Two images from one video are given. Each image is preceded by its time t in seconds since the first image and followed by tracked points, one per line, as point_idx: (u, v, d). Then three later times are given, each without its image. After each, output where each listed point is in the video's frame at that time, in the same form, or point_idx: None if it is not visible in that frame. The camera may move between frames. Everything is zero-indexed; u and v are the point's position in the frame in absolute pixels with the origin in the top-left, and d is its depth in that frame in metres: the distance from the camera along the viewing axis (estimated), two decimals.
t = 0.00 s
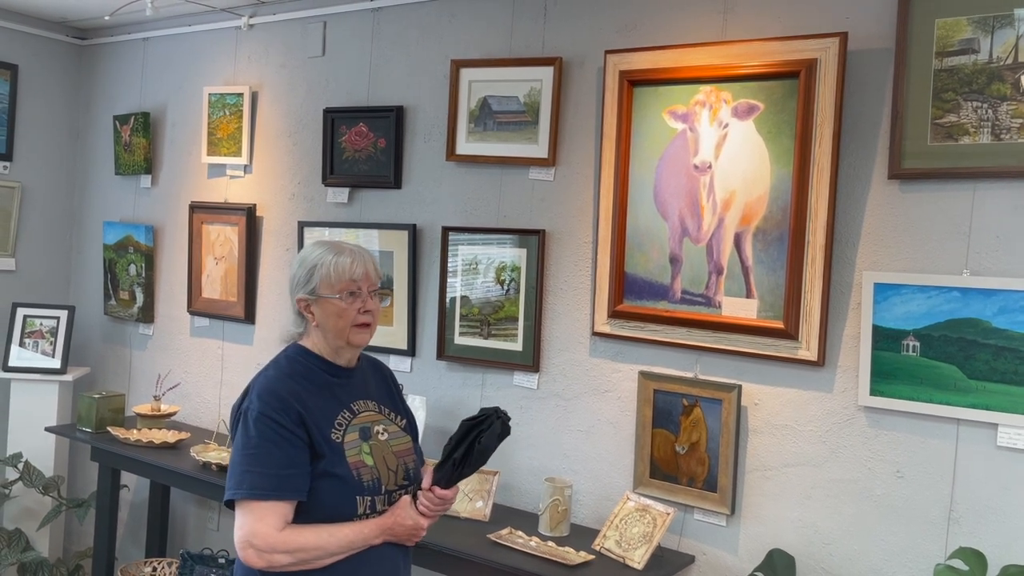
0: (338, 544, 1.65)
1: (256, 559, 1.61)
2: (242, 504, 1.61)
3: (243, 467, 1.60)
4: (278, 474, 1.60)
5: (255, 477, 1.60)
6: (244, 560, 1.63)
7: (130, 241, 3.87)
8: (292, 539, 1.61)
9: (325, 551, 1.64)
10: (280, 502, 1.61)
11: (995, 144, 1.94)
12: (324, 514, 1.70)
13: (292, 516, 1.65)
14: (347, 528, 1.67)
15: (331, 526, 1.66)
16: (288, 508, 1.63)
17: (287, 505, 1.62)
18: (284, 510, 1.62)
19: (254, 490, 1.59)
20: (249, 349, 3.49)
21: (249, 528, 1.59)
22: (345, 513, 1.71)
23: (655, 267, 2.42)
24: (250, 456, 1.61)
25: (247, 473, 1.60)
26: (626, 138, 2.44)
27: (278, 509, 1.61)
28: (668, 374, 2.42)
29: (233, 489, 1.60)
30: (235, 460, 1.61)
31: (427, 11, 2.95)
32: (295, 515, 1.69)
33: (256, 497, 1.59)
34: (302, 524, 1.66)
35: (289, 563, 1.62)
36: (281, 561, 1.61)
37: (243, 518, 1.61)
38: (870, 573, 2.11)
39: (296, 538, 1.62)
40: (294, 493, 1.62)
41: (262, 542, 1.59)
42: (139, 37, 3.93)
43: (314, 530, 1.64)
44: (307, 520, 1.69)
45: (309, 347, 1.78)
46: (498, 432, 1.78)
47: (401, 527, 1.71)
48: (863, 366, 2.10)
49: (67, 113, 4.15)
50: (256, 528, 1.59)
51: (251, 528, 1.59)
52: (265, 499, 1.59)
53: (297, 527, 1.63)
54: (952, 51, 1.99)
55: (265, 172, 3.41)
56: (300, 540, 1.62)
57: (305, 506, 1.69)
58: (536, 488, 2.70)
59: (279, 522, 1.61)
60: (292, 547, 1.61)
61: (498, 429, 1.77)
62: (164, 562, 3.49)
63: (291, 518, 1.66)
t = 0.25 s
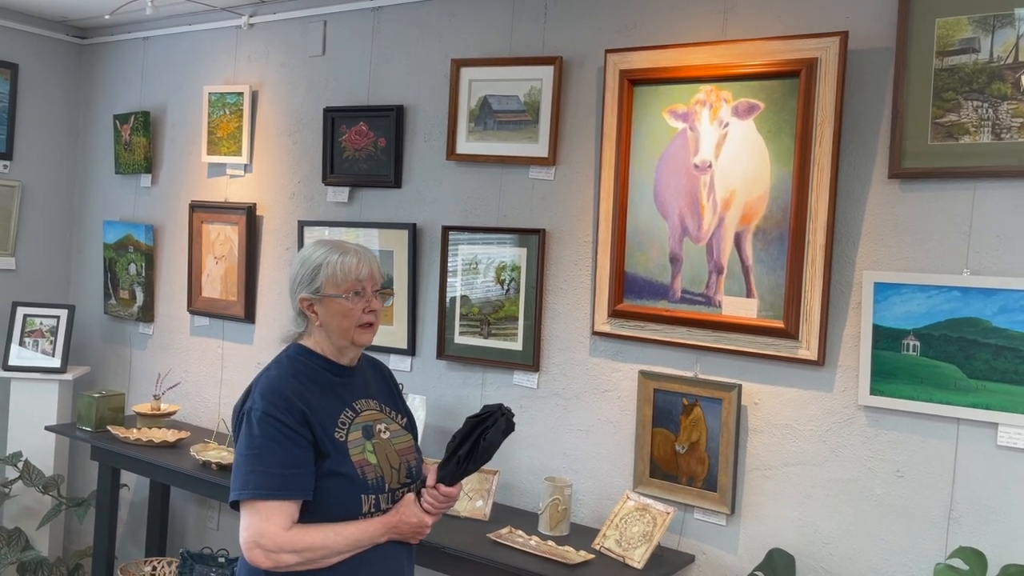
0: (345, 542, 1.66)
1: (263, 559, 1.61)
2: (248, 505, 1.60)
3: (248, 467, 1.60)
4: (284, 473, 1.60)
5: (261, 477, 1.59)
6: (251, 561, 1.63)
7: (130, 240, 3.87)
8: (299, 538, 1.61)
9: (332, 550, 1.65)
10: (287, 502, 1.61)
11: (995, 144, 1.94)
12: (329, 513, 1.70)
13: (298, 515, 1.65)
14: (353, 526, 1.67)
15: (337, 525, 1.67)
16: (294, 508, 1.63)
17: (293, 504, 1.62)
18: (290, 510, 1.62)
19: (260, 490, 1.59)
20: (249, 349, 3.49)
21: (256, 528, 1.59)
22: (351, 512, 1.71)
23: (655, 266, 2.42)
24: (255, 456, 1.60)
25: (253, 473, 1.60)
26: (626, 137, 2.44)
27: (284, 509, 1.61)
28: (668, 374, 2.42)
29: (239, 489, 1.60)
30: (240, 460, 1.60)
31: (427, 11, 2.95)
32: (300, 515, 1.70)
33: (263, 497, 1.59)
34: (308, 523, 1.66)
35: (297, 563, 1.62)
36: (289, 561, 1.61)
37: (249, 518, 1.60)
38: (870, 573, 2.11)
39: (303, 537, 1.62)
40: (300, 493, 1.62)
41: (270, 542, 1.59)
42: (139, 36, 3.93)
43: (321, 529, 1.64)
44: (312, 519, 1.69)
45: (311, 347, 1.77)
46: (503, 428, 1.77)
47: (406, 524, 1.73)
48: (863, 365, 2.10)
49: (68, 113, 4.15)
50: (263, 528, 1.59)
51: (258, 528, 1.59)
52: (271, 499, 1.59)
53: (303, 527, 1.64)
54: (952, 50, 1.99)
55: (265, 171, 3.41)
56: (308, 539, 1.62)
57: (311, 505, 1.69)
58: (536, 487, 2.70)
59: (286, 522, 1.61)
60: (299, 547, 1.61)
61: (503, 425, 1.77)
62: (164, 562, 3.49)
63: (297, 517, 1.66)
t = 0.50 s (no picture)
0: (347, 543, 1.66)
1: (265, 560, 1.60)
2: (249, 506, 1.60)
3: (249, 468, 1.60)
4: (285, 474, 1.60)
5: (262, 478, 1.59)
6: (252, 562, 1.63)
7: (130, 239, 3.87)
8: (301, 538, 1.61)
9: (334, 550, 1.65)
10: (288, 502, 1.60)
11: (995, 144, 1.94)
12: (331, 513, 1.70)
13: (299, 516, 1.65)
14: (355, 527, 1.67)
15: (338, 525, 1.66)
16: (296, 508, 1.62)
17: (295, 505, 1.62)
18: (292, 510, 1.61)
19: (261, 491, 1.58)
20: (248, 348, 3.49)
21: (257, 529, 1.59)
22: (352, 512, 1.71)
23: (655, 266, 2.41)
24: (256, 456, 1.60)
25: (254, 474, 1.59)
26: (626, 137, 2.44)
27: (286, 510, 1.60)
28: (667, 374, 2.42)
29: (240, 490, 1.60)
30: (241, 461, 1.60)
31: (427, 10, 2.95)
32: (301, 515, 1.69)
33: (264, 498, 1.59)
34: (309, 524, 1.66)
35: (298, 563, 1.62)
36: (291, 561, 1.61)
37: (251, 519, 1.60)
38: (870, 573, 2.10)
39: (305, 538, 1.62)
40: (301, 493, 1.62)
41: (271, 543, 1.59)
42: (139, 36, 3.93)
43: (323, 530, 1.64)
44: (313, 519, 1.69)
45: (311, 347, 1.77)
46: (503, 428, 1.78)
47: (407, 524, 1.72)
48: (863, 365, 2.10)
49: (68, 112, 4.15)
50: (264, 529, 1.59)
51: (260, 529, 1.59)
52: (273, 500, 1.59)
53: (305, 527, 1.63)
54: (952, 50, 1.99)
55: (265, 170, 3.41)
56: (309, 540, 1.62)
57: (312, 506, 1.69)
58: (536, 487, 2.70)
59: (288, 523, 1.60)
60: (301, 547, 1.61)
61: (504, 424, 1.77)
62: (164, 561, 3.49)
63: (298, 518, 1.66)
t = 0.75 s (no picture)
0: (346, 542, 1.65)
1: (264, 559, 1.60)
2: (249, 505, 1.60)
3: (249, 467, 1.60)
4: (285, 474, 1.60)
5: (262, 477, 1.59)
6: (252, 561, 1.62)
7: (130, 239, 3.87)
8: (301, 538, 1.61)
9: (334, 550, 1.64)
10: (289, 502, 1.60)
11: (996, 143, 1.94)
12: (331, 513, 1.69)
13: (299, 516, 1.64)
14: (355, 526, 1.67)
15: (338, 524, 1.66)
16: (296, 508, 1.62)
17: (295, 504, 1.62)
18: (292, 510, 1.61)
19: (261, 490, 1.58)
20: (248, 348, 3.49)
21: (257, 528, 1.59)
22: (352, 511, 1.71)
23: (655, 266, 2.41)
24: (257, 456, 1.60)
25: (254, 473, 1.59)
26: (626, 137, 2.44)
27: (286, 509, 1.60)
28: (668, 373, 2.42)
29: (240, 489, 1.59)
30: (241, 460, 1.60)
31: (427, 10, 2.95)
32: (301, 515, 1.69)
33: (264, 497, 1.58)
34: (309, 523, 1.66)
35: (298, 563, 1.62)
36: (291, 561, 1.61)
37: (250, 518, 1.60)
38: (870, 574, 2.10)
39: (305, 537, 1.61)
40: (301, 493, 1.62)
41: (271, 542, 1.59)
42: (139, 35, 3.93)
43: (322, 529, 1.64)
44: (313, 519, 1.69)
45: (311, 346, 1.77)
46: (504, 427, 1.78)
47: (407, 524, 1.72)
48: (863, 365, 2.10)
49: (68, 111, 4.15)
50: (264, 528, 1.59)
51: (259, 528, 1.59)
52: (273, 499, 1.59)
53: (305, 527, 1.63)
54: (953, 49, 1.99)
55: (265, 170, 3.41)
56: (310, 539, 1.62)
57: (312, 505, 1.69)
58: (536, 487, 2.70)
59: (288, 522, 1.60)
60: (301, 547, 1.61)
61: (504, 424, 1.77)
62: (163, 561, 3.49)
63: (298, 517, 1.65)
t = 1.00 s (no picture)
0: (346, 542, 1.65)
1: (264, 558, 1.60)
2: (249, 504, 1.60)
3: (249, 467, 1.60)
4: (285, 474, 1.60)
5: (262, 477, 1.59)
6: (252, 560, 1.62)
7: (130, 238, 3.87)
8: (300, 538, 1.61)
9: (334, 550, 1.64)
10: (288, 502, 1.60)
11: (997, 142, 1.94)
12: (331, 513, 1.69)
13: (299, 515, 1.64)
14: (355, 526, 1.67)
15: (338, 524, 1.66)
16: (296, 507, 1.62)
17: (295, 504, 1.61)
18: (292, 510, 1.61)
19: (261, 490, 1.58)
20: (248, 347, 3.49)
21: (257, 527, 1.59)
22: (353, 511, 1.71)
23: (656, 265, 2.41)
24: (257, 455, 1.60)
25: (254, 473, 1.59)
26: (626, 136, 2.44)
27: (286, 509, 1.60)
28: (668, 373, 2.41)
29: (240, 489, 1.59)
30: (241, 460, 1.60)
31: (428, 9, 2.95)
32: (302, 514, 1.69)
33: (264, 497, 1.58)
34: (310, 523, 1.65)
35: (298, 563, 1.62)
36: (290, 561, 1.61)
37: (250, 517, 1.60)
38: (871, 573, 2.10)
39: (305, 537, 1.61)
40: (302, 493, 1.62)
41: (271, 542, 1.59)
42: (139, 34, 3.93)
43: (322, 529, 1.63)
44: (313, 518, 1.69)
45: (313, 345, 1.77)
46: (505, 428, 1.78)
47: (407, 524, 1.72)
48: (864, 364, 2.10)
49: (68, 110, 4.14)
50: (264, 528, 1.59)
51: (259, 528, 1.59)
52: (273, 499, 1.59)
53: (305, 526, 1.63)
54: (954, 48, 1.98)
55: (265, 169, 3.41)
56: (309, 539, 1.61)
57: (313, 505, 1.68)
58: (536, 486, 2.70)
59: (288, 522, 1.60)
60: (301, 546, 1.61)
61: (505, 425, 1.77)
62: (163, 560, 3.49)
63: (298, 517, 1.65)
